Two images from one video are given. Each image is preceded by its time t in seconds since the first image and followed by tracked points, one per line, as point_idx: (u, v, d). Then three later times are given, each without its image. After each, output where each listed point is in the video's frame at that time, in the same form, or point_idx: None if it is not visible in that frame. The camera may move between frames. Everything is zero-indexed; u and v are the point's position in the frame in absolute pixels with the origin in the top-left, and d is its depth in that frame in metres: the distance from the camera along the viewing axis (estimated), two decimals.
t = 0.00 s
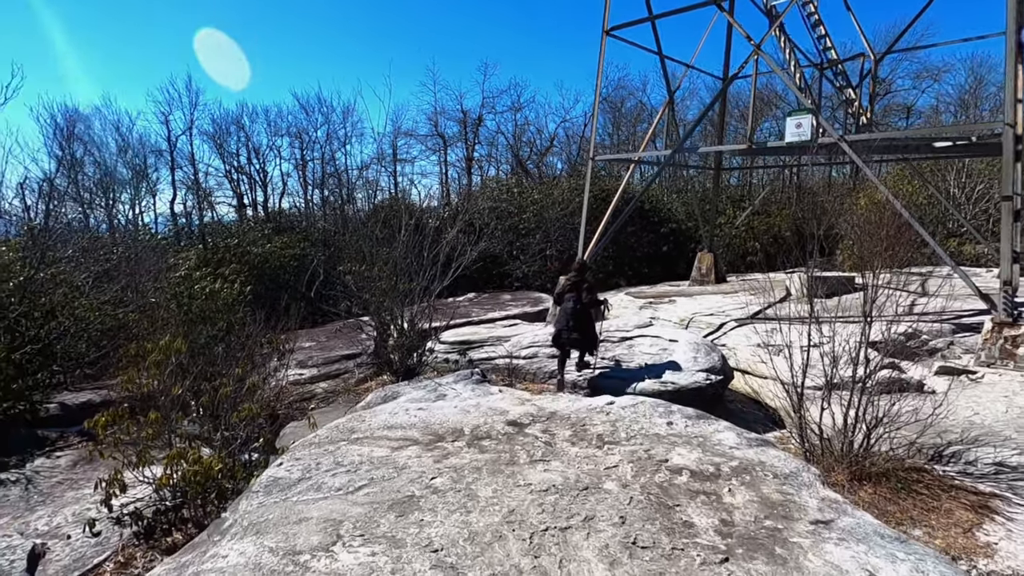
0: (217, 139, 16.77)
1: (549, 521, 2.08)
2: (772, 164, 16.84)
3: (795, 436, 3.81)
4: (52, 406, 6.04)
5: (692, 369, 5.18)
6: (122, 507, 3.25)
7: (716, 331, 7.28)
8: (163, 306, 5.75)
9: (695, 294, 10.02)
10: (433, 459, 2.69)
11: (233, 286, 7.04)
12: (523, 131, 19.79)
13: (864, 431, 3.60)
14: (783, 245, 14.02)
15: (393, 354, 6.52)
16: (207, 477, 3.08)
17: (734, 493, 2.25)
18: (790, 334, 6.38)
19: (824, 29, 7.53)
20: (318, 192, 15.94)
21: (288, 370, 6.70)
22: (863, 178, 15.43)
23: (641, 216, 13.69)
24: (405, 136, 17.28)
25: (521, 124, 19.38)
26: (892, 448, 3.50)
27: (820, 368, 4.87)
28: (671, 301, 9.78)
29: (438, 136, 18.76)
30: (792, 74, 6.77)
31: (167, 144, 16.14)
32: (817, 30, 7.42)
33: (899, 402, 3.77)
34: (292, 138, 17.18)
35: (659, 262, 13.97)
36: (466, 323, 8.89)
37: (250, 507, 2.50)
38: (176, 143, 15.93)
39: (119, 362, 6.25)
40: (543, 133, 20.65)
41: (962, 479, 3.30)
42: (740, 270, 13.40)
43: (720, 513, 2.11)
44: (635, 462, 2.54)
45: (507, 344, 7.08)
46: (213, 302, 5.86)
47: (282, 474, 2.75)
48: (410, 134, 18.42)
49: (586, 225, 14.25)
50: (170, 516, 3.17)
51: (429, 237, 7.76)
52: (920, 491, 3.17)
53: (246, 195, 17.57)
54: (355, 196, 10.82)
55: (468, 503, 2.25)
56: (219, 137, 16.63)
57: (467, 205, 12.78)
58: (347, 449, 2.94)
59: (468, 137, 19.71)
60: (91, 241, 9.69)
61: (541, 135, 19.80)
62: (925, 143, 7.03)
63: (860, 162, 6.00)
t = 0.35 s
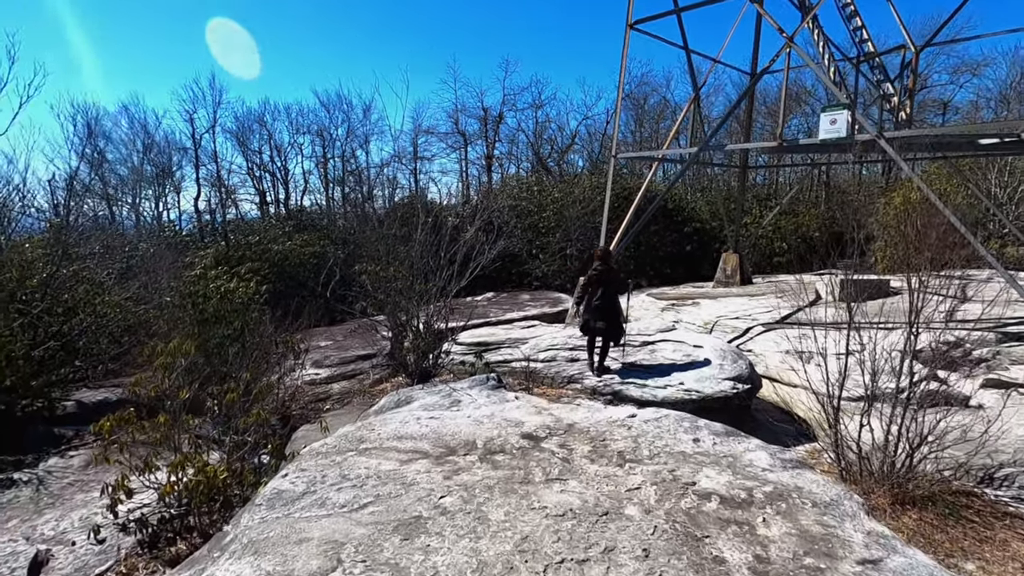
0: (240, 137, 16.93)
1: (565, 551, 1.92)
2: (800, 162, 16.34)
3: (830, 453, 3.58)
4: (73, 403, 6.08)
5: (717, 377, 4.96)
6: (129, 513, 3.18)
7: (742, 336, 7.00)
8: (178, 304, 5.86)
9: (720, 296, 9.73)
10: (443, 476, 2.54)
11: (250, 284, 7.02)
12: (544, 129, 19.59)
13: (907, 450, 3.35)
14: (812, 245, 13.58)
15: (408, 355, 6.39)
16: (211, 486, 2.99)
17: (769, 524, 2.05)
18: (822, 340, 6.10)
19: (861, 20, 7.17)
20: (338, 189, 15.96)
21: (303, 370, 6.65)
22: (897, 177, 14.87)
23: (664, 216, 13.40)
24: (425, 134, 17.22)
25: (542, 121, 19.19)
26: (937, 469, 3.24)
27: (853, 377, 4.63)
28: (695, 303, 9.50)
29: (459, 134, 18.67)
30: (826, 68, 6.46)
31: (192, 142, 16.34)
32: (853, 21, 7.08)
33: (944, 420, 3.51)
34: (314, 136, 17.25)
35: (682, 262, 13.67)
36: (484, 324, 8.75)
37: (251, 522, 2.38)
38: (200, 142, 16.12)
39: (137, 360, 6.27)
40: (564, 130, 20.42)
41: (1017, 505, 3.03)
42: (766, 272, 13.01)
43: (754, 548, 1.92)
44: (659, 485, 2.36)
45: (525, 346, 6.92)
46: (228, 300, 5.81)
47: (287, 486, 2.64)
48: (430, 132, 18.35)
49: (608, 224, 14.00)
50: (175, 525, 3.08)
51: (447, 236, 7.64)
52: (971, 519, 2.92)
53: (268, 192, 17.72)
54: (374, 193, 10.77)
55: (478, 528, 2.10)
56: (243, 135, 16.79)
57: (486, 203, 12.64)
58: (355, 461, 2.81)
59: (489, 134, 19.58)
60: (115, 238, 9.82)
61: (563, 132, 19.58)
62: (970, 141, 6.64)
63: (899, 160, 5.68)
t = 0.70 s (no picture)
0: (247, 137, 16.83)
1: None
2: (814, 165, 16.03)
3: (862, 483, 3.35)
4: (70, 412, 5.94)
5: (735, 394, 4.73)
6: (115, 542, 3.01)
7: (758, 346, 6.75)
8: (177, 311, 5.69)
9: (734, 303, 9.48)
10: (445, 515, 2.34)
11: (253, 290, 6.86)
12: (553, 129, 19.35)
13: (946, 482, 3.11)
14: (827, 250, 13.26)
15: (412, 365, 6.18)
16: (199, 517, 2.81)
17: None
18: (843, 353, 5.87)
19: (883, 19, 6.90)
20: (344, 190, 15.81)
21: (305, 379, 6.48)
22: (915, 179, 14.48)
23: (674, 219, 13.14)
24: (433, 134, 17.05)
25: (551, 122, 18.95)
26: (979, 503, 3.01)
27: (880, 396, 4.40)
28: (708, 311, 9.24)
29: (466, 135, 18.48)
30: (848, 69, 6.20)
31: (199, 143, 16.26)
32: (876, 20, 6.81)
33: (986, 446, 3.25)
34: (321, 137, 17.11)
35: (693, 266, 13.39)
36: (491, 331, 8.55)
37: (236, 564, 2.19)
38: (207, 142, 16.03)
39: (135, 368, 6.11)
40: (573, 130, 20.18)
41: None
42: (780, 276, 12.69)
43: None
44: (682, 531, 2.14)
45: (533, 355, 6.70)
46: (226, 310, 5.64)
47: (277, 522, 2.45)
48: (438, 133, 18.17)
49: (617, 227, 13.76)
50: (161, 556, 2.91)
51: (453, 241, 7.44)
52: (1020, 562, 2.68)
53: (275, 193, 17.61)
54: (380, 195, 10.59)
55: None
56: (249, 135, 16.68)
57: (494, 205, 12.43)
58: (351, 494, 2.62)
59: (497, 135, 19.38)
60: (120, 239, 9.72)
61: (571, 133, 19.34)
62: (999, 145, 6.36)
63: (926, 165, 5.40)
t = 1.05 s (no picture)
0: (255, 135, 16.74)
1: None
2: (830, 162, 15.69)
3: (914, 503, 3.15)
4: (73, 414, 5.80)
5: (762, 399, 4.49)
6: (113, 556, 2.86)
7: (781, 348, 6.50)
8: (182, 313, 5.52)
9: (752, 303, 9.21)
10: (463, 535, 2.15)
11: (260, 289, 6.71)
12: (563, 127, 19.12)
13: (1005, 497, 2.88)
14: (845, 249, 12.94)
15: (422, 367, 5.99)
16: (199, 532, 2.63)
17: None
18: (872, 356, 5.63)
19: (913, 7, 6.63)
20: (353, 188, 15.66)
21: (313, 381, 6.31)
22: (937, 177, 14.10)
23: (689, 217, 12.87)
24: (442, 132, 16.88)
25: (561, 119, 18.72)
26: None
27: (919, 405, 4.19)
28: (725, 311, 8.99)
29: (476, 133, 18.30)
30: (877, 59, 5.94)
31: (207, 141, 16.19)
32: (906, 9, 6.54)
33: None
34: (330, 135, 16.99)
35: (707, 265, 13.12)
36: (502, 332, 8.34)
37: None
38: (216, 140, 15.95)
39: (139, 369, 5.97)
40: (584, 128, 19.93)
41: None
42: (797, 276, 12.39)
43: None
44: (727, 557, 1.94)
45: (547, 357, 6.50)
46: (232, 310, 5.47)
47: (280, 541, 2.26)
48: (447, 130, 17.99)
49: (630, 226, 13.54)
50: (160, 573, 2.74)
51: (464, 239, 7.24)
52: None
53: (284, 191, 17.50)
54: (389, 192, 10.42)
55: None
56: (258, 133, 16.58)
57: (505, 202, 12.22)
58: (361, 509, 2.44)
59: (506, 133, 19.18)
60: (129, 238, 9.64)
61: (582, 131, 19.10)
62: None
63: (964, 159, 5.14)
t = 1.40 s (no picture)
0: (263, 134, 16.58)
1: None
2: (848, 160, 15.27)
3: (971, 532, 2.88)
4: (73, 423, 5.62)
5: (795, 414, 4.21)
6: None
7: (807, 357, 6.18)
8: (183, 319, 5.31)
9: (772, 307, 8.90)
10: None
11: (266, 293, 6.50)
12: (573, 125, 18.83)
13: None
14: (866, 250, 12.57)
15: (431, 375, 5.75)
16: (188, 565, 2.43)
17: None
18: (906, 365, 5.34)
19: None
20: (361, 187, 15.46)
21: (318, 388, 6.10)
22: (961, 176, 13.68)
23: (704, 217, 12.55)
24: (451, 130, 16.65)
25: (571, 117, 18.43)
26: None
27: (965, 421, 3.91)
28: (744, 315, 8.69)
29: (485, 131, 18.05)
30: (913, 52, 5.62)
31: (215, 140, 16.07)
32: None
33: None
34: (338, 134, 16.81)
35: (722, 266, 12.80)
36: (513, 337, 8.09)
37: None
38: (223, 140, 15.81)
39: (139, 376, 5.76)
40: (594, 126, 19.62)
41: None
42: (815, 278, 12.04)
43: None
44: None
45: (561, 365, 6.24)
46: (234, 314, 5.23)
47: None
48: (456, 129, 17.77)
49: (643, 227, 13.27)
50: None
51: (475, 241, 6.98)
52: None
53: (291, 190, 17.33)
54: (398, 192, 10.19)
55: None
56: (266, 132, 16.40)
57: (515, 202, 11.95)
58: (366, 548, 2.20)
59: (516, 132, 18.92)
60: (135, 238, 9.51)
61: (593, 129, 18.81)
62: None
63: (1010, 157, 4.82)
